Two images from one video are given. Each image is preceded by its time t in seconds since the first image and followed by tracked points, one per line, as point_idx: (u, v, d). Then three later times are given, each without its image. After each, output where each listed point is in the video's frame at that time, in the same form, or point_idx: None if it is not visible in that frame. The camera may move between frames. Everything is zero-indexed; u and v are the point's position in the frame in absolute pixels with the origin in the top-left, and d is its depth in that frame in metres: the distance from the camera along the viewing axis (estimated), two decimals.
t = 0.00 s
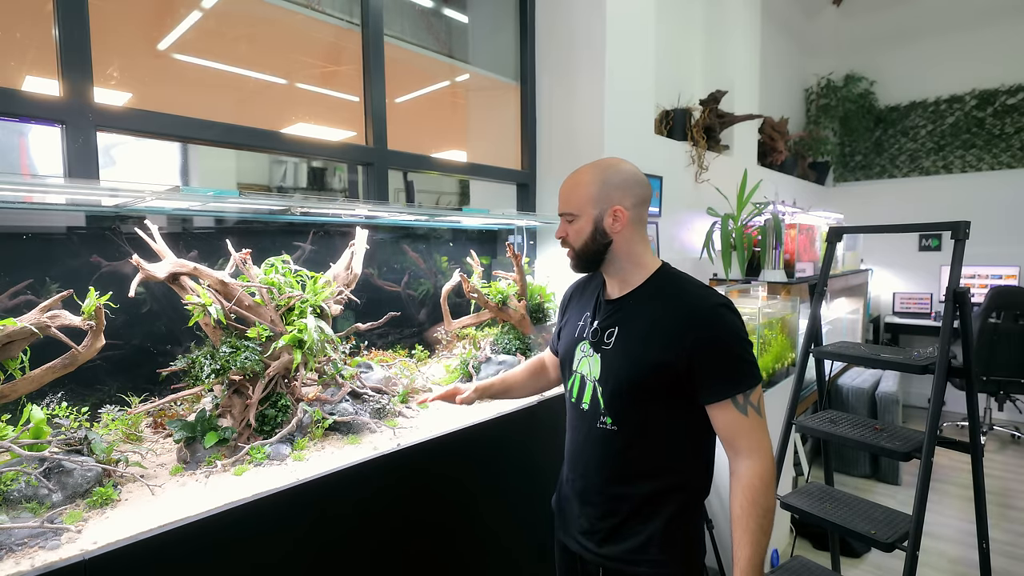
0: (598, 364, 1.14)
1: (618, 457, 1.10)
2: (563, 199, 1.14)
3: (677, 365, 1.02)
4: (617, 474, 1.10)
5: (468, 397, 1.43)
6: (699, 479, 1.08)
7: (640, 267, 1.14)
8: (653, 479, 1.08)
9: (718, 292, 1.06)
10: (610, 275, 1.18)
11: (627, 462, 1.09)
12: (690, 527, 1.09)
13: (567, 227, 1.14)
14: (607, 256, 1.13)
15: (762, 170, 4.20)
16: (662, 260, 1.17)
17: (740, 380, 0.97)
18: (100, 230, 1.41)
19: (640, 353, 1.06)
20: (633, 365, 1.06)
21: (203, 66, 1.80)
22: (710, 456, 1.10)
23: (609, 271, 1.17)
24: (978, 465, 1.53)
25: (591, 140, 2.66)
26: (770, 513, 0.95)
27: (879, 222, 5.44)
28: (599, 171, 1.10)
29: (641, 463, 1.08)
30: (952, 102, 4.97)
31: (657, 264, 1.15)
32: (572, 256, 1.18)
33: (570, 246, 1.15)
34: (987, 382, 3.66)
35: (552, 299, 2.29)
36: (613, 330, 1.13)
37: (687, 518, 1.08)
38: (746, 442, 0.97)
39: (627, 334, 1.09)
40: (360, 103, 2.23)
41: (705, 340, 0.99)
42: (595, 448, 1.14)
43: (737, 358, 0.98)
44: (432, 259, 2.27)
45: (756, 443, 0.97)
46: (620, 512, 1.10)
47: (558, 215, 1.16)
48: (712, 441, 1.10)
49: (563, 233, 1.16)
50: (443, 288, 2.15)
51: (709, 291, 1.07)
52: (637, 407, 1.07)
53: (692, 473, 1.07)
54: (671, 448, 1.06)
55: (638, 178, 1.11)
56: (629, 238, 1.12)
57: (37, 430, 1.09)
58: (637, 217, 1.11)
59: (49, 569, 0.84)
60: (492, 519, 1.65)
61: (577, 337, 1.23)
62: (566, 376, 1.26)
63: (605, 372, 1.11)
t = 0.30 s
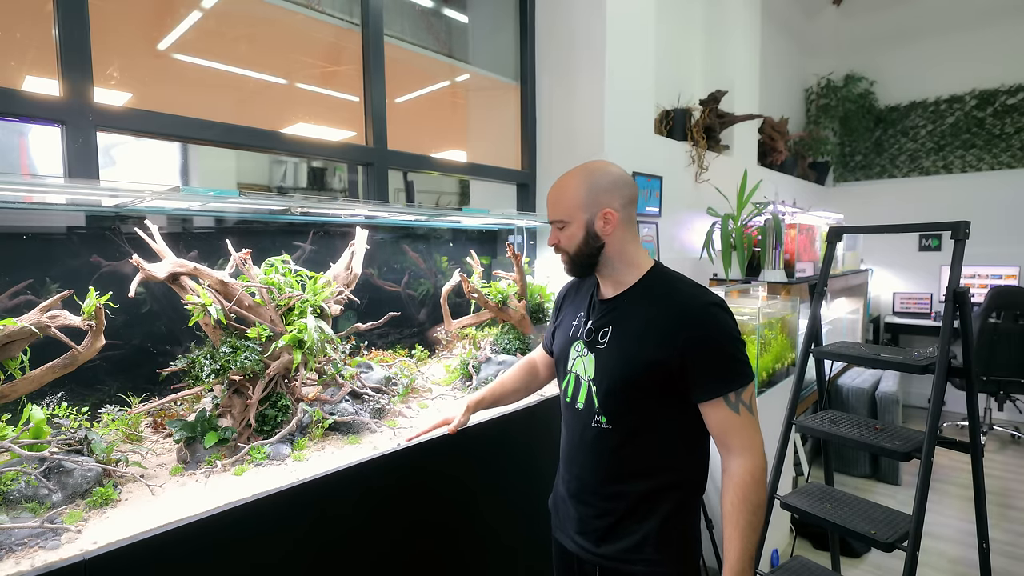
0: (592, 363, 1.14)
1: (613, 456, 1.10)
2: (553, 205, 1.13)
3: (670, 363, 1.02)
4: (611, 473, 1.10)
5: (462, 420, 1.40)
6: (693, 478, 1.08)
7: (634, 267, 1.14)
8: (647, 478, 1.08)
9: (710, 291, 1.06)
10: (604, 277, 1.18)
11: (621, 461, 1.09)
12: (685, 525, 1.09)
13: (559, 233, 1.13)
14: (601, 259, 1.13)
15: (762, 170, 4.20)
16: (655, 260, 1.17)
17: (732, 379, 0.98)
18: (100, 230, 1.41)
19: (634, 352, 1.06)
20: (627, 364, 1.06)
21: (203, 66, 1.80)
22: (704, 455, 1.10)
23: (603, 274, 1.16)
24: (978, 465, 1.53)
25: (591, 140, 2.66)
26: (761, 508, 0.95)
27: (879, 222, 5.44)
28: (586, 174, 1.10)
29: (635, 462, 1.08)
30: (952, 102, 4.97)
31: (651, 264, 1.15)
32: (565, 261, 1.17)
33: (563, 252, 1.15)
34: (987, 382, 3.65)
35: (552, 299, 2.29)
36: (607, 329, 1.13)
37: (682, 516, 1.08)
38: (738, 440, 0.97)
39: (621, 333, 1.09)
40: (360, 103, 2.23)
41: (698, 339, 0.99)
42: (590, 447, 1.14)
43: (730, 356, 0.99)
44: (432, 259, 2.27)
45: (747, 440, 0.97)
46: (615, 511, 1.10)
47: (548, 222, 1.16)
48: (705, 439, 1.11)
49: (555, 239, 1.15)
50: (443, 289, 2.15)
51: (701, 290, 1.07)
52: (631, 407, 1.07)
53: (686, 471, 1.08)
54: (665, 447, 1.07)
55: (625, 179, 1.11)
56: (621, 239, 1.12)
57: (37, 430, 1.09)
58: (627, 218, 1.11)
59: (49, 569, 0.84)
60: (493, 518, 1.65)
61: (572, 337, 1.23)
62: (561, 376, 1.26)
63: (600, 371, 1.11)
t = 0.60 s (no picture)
0: (593, 366, 1.14)
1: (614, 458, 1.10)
2: (549, 214, 1.12)
3: (671, 367, 1.02)
4: (613, 475, 1.10)
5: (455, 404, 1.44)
6: (694, 479, 1.08)
7: (635, 269, 1.14)
8: (649, 480, 1.08)
9: (711, 294, 1.06)
10: (604, 280, 1.17)
11: (622, 463, 1.09)
12: (687, 526, 1.09)
13: (558, 241, 1.12)
14: (602, 263, 1.12)
15: (762, 170, 4.20)
16: (655, 261, 1.17)
17: (733, 381, 0.98)
18: (100, 230, 1.41)
19: (635, 355, 1.06)
20: (628, 367, 1.06)
21: (203, 66, 1.80)
22: (705, 457, 1.10)
23: (605, 278, 1.16)
24: (978, 465, 1.53)
25: (591, 140, 2.67)
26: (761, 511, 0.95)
27: (879, 222, 5.44)
28: (582, 180, 1.09)
29: (636, 463, 1.08)
30: (952, 102, 4.97)
31: (651, 265, 1.15)
32: (565, 268, 1.16)
33: (563, 259, 1.14)
34: (987, 382, 3.66)
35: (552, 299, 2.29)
36: (608, 332, 1.13)
37: (684, 517, 1.08)
38: (737, 443, 0.97)
39: (621, 336, 1.09)
40: (360, 103, 2.23)
41: (700, 343, 0.99)
42: (591, 449, 1.14)
43: (731, 360, 0.99)
44: (432, 259, 2.27)
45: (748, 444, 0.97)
46: (617, 513, 1.10)
47: (546, 230, 1.14)
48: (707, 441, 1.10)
49: (553, 247, 1.14)
50: (443, 288, 2.15)
51: (703, 292, 1.07)
52: (632, 410, 1.07)
53: (687, 473, 1.08)
54: (667, 449, 1.07)
55: (620, 182, 1.11)
56: (622, 242, 1.12)
57: (37, 430, 1.09)
58: (625, 220, 1.11)
59: (49, 569, 0.85)
60: (493, 518, 1.64)
61: (572, 339, 1.23)
62: (562, 377, 1.26)
63: (601, 374, 1.11)
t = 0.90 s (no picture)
0: (595, 365, 1.14)
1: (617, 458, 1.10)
2: (553, 210, 1.12)
3: (674, 365, 1.02)
4: (615, 475, 1.10)
5: (445, 396, 1.38)
6: (697, 478, 1.08)
7: (637, 268, 1.14)
8: (652, 480, 1.08)
9: (712, 291, 1.06)
10: (605, 279, 1.17)
11: (625, 463, 1.09)
12: (689, 526, 1.09)
13: (561, 237, 1.12)
14: (604, 261, 1.12)
15: (762, 170, 4.19)
16: (655, 260, 1.17)
17: (736, 379, 0.98)
18: (100, 230, 1.41)
19: (638, 353, 1.06)
20: (630, 365, 1.06)
21: (203, 66, 1.80)
22: (708, 456, 1.10)
23: (607, 276, 1.15)
24: (978, 465, 1.53)
25: (591, 140, 2.66)
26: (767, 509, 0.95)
27: (879, 222, 5.44)
28: (586, 176, 1.09)
29: (638, 463, 1.08)
30: (952, 102, 4.97)
31: (652, 264, 1.16)
32: (567, 265, 1.16)
33: (566, 255, 1.13)
34: (987, 382, 3.65)
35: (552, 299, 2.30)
36: (610, 331, 1.13)
37: (687, 517, 1.08)
38: (743, 440, 0.97)
39: (623, 335, 1.09)
40: (360, 103, 2.23)
41: (703, 340, 0.99)
42: (593, 449, 1.14)
43: (734, 357, 0.99)
44: (432, 259, 2.27)
45: (751, 440, 0.97)
46: (620, 514, 1.10)
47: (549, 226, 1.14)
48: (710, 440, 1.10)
49: (556, 243, 1.14)
50: (443, 288, 2.15)
51: (704, 290, 1.07)
52: (635, 409, 1.07)
53: (690, 472, 1.07)
54: (669, 448, 1.07)
55: (624, 179, 1.11)
56: (624, 239, 1.12)
57: (37, 430, 1.09)
58: (628, 218, 1.12)
59: (49, 569, 0.85)
60: (493, 519, 1.64)
61: (573, 339, 1.23)
62: (563, 378, 1.26)
63: (603, 373, 1.11)
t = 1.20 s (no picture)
0: (593, 364, 1.14)
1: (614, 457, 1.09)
2: (554, 203, 1.12)
3: (671, 364, 1.02)
4: (613, 475, 1.10)
5: (440, 403, 1.41)
6: (694, 478, 1.08)
7: (635, 267, 1.14)
8: (650, 479, 1.08)
9: (711, 291, 1.07)
10: (603, 276, 1.17)
11: (623, 462, 1.09)
12: (687, 526, 1.09)
13: (561, 230, 1.12)
14: (603, 256, 1.12)
15: (762, 170, 4.19)
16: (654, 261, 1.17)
17: (732, 379, 0.98)
18: (100, 230, 1.41)
19: (636, 352, 1.06)
20: (628, 364, 1.06)
21: (203, 66, 1.80)
22: (705, 456, 1.10)
23: (605, 273, 1.15)
24: (978, 465, 1.53)
25: (591, 140, 2.66)
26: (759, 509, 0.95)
27: (879, 222, 5.44)
28: (590, 172, 1.10)
29: (636, 463, 1.08)
30: (952, 102, 4.97)
31: (651, 264, 1.15)
32: (565, 260, 1.15)
33: (565, 249, 1.13)
34: (987, 382, 3.65)
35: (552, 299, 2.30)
36: (608, 331, 1.13)
37: (684, 517, 1.08)
38: (737, 440, 0.97)
39: (621, 334, 1.09)
40: (360, 103, 2.23)
41: (700, 339, 0.99)
42: (592, 449, 1.13)
43: (731, 357, 0.99)
44: (432, 259, 2.27)
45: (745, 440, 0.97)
46: (618, 513, 1.10)
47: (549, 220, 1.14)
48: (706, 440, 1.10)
49: (556, 237, 1.13)
50: (443, 288, 2.15)
51: (702, 290, 1.07)
52: (632, 408, 1.07)
53: (686, 472, 1.07)
54: (667, 448, 1.07)
55: (627, 177, 1.12)
56: (624, 237, 1.12)
57: (37, 430, 1.09)
58: (629, 216, 1.12)
59: (49, 569, 0.85)
60: (492, 519, 1.64)
61: (571, 339, 1.23)
62: (562, 378, 1.25)
63: (601, 371, 1.11)
